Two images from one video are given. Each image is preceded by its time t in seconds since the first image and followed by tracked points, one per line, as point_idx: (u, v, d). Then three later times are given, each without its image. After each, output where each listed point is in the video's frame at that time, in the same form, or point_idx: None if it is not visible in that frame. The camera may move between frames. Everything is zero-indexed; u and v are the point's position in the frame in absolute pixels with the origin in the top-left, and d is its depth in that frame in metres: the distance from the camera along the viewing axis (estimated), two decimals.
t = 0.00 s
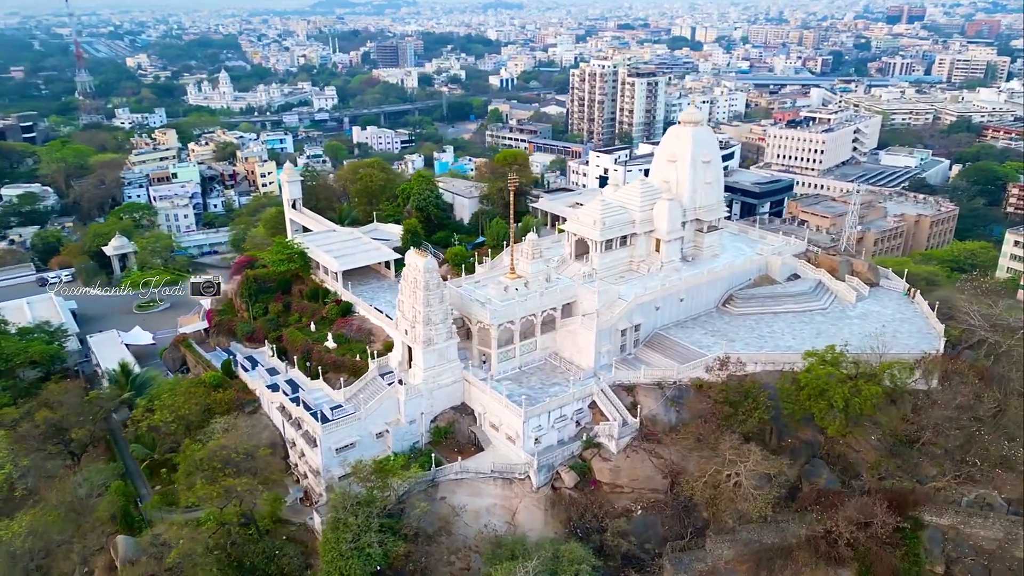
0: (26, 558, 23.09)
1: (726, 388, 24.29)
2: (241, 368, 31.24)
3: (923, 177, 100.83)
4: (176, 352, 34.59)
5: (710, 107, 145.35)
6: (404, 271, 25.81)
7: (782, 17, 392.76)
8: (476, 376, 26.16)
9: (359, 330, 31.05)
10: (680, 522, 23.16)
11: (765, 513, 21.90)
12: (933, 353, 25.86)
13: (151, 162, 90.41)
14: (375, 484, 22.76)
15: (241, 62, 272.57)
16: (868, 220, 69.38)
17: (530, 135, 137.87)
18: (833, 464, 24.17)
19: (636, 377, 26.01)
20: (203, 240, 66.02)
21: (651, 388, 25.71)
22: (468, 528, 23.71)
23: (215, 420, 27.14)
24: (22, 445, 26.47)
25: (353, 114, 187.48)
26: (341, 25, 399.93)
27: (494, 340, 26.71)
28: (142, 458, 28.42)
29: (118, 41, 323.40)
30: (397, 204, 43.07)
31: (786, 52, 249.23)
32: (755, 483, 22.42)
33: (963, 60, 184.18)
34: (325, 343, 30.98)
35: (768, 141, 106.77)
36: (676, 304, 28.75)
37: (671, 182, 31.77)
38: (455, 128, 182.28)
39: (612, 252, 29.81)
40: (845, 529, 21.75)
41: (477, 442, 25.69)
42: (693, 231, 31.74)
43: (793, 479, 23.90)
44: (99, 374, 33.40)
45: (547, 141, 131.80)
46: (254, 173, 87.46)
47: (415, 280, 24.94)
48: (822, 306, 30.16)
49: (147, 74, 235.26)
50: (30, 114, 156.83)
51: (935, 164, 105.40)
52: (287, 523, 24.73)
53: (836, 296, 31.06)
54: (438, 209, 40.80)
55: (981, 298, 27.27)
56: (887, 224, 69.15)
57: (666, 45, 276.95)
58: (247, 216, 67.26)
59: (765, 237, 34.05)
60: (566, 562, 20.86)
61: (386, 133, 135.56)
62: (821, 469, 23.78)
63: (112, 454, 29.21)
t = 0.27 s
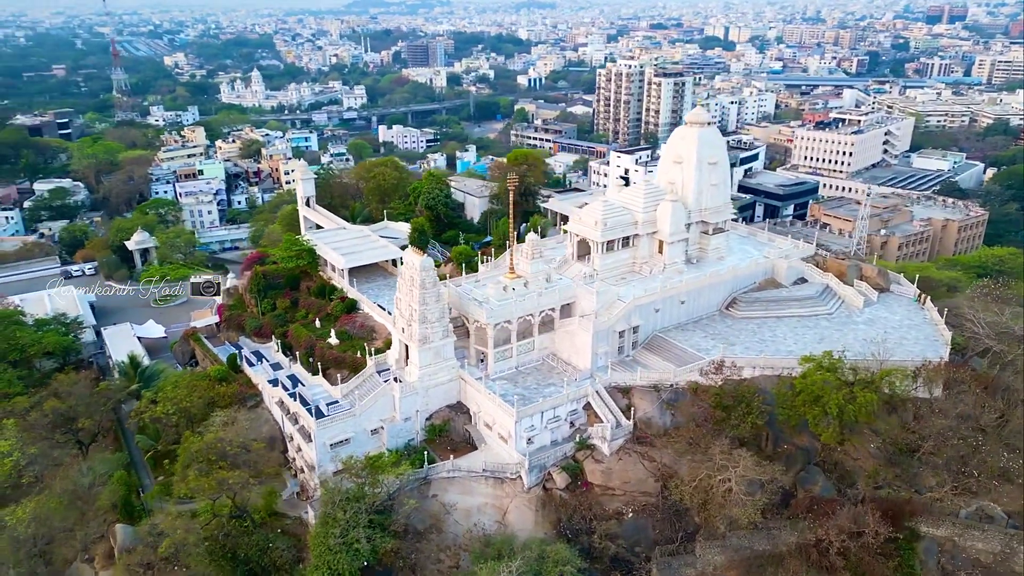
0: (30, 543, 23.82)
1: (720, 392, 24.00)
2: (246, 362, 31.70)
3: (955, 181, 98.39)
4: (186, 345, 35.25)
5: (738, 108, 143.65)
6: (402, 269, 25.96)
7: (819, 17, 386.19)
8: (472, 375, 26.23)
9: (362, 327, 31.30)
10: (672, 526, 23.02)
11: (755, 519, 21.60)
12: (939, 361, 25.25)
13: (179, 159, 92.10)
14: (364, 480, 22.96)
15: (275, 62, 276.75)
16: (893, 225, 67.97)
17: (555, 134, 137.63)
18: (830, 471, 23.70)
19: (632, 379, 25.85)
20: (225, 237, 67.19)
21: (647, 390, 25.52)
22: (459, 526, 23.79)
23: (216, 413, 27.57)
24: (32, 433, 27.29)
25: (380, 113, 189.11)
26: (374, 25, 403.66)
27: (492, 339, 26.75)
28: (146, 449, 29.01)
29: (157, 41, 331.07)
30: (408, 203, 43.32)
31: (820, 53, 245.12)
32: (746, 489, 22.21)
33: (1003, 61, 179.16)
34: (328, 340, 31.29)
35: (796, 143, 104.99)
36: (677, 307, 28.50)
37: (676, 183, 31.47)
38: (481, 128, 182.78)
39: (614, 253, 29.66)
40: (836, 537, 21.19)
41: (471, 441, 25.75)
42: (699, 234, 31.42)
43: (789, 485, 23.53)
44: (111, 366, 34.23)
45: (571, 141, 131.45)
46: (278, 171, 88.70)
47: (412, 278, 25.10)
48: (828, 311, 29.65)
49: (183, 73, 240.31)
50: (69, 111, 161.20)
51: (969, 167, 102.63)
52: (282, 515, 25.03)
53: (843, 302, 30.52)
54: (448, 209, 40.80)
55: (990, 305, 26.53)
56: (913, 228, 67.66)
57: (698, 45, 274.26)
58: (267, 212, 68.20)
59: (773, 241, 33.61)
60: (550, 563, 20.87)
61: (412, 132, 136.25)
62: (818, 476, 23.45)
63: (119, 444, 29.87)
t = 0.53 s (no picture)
0: (33, 529, 24.58)
1: (713, 395, 23.74)
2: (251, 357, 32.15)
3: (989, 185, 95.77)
4: (195, 339, 35.87)
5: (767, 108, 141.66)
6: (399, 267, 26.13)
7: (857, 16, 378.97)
8: (468, 374, 26.30)
9: (365, 324, 31.55)
10: (662, 530, 22.82)
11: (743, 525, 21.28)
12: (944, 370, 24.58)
13: (206, 155, 93.53)
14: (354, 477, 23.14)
15: (307, 60, 280.05)
16: (919, 229, 66.38)
17: (580, 134, 137.10)
18: (825, 479, 23.18)
19: (627, 381, 25.70)
20: (246, 233, 68.19)
21: (642, 393, 25.34)
22: (449, 525, 23.84)
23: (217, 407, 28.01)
24: (40, 422, 28.02)
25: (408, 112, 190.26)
26: (406, 24, 406.03)
27: (488, 338, 26.80)
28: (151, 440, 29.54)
29: (195, 40, 337.44)
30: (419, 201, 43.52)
31: (856, 53, 240.53)
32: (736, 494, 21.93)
33: None
34: (331, 336, 31.59)
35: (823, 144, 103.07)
36: (677, 310, 28.25)
37: (681, 185, 31.20)
38: (508, 127, 182.87)
39: (615, 254, 29.50)
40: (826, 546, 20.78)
41: (465, 439, 25.82)
42: (703, 236, 31.10)
43: (782, 492, 23.12)
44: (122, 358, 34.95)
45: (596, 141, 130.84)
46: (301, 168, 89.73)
47: (408, 276, 25.22)
48: (833, 316, 29.11)
49: (217, 72, 244.53)
50: (105, 108, 165.00)
51: (1003, 171, 99.81)
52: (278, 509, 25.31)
53: (850, 307, 29.95)
54: (457, 209, 40.91)
55: (1000, 313, 25.76)
56: (940, 233, 65.99)
57: (730, 45, 270.99)
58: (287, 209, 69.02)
59: (781, 244, 33.12)
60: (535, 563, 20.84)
61: (437, 131, 136.69)
62: (812, 484, 22.99)
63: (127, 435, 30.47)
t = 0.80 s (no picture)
0: (37, 515, 25.32)
1: (704, 399, 23.50)
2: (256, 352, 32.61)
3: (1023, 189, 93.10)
4: (205, 334, 36.54)
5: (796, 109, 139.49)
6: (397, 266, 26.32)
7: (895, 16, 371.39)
8: (464, 373, 26.41)
9: (367, 322, 31.81)
10: (651, 534, 22.66)
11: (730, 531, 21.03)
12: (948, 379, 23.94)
13: (231, 152, 94.80)
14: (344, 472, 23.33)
15: (338, 60, 282.75)
16: (945, 235, 64.83)
17: (605, 134, 136.36)
18: (819, 487, 22.82)
19: (622, 383, 25.57)
20: (265, 229, 69.00)
21: (637, 396, 25.20)
22: (440, 523, 23.93)
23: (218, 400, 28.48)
24: (49, 411, 28.73)
25: (435, 111, 191.17)
26: (437, 24, 407.67)
27: (484, 338, 26.85)
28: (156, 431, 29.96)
29: (230, 40, 342.89)
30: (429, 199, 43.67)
31: (892, 54, 235.74)
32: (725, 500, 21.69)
33: None
34: (334, 333, 31.88)
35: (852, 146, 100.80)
36: (676, 312, 28.00)
37: (686, 186, 30.91)
38: (534, 127, 182.60)
39: (616, 255, 29.35)
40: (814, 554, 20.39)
41: (459, 438, 25.89)
42: (707, 239, 30.81)
43: (775, 499, 22.80)
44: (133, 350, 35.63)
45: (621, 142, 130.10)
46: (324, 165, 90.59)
47: (405, 275, 25.32)
48: (837, 322, 28.61)
49: (250, 70, 248.20)
50: (139, 106, 168.55)
51: None
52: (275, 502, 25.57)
53: (856, 312, 29.40)
54: (467, 208, 41.01)
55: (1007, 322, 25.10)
56: (966, 239, 64.37)
57: (763, 45, 267.50)
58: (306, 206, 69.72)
59: (788, 247, 32.64)
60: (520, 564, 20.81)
61: (461, 130, 136.96)
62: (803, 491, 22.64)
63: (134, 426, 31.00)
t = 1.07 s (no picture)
0: (43, 503, 26.11)
1: (697, 403, 23.31)
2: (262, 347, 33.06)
3: None
4: (215, 329, 37.18)
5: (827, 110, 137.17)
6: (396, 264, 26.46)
7: (937, 16, 362.67)
8: (460, 372, 26.48)
9: (371, 319, 32.07)
10: (641, 538, 22.51)
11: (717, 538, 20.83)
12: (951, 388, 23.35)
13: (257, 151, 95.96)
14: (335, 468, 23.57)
15: (369, 59, 285.24)
16: (972, 241, 63.23)
17: (630, 135, 135.60)
18: (814, 495, 22.40)
19: (618, 386, 25.44)
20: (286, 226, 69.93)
21: (632, 399, 25.06)
22: (431, 521, 24.06)
23: (221, 393, 28.92)
24: (60, 401, 29.51)
25: (463, 111, 191.93)
26: (469, 24, 408.75)
27: (482, 337, 26.88)
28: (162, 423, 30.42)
29: (265, 39, 348.14)
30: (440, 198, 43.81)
31: (932, 54, 230.35)
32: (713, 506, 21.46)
33: None
34: (339, 330, 32.19)
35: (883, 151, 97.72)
36: (676, 315, 27.76)
37: (692, 188, 30.61)
38: (561, 127, 182.17)
39: (618, 257, 29.18)
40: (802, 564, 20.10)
41: (454, 436, 25.99)
42: (712, 241, 30.50)
43: (768, 506, 22.42)
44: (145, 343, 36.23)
45: (646, 142, 129.28)
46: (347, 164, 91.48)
47: (402, 273, 25.48)
48: (842, 328, 28.09)
49: (283, 70, 251.65)
50: (173, 104, 172.06)
51: None
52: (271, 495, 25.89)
53: (863, 318, 28.82)
54: (476, 208, 41.22)
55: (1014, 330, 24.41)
56: (995, 245, 62.70)
57: (797, 46, 263.49)
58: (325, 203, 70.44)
59: (797, 251, 32.15)
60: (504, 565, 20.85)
61: (487, 130, 137.22)
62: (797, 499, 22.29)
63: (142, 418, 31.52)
